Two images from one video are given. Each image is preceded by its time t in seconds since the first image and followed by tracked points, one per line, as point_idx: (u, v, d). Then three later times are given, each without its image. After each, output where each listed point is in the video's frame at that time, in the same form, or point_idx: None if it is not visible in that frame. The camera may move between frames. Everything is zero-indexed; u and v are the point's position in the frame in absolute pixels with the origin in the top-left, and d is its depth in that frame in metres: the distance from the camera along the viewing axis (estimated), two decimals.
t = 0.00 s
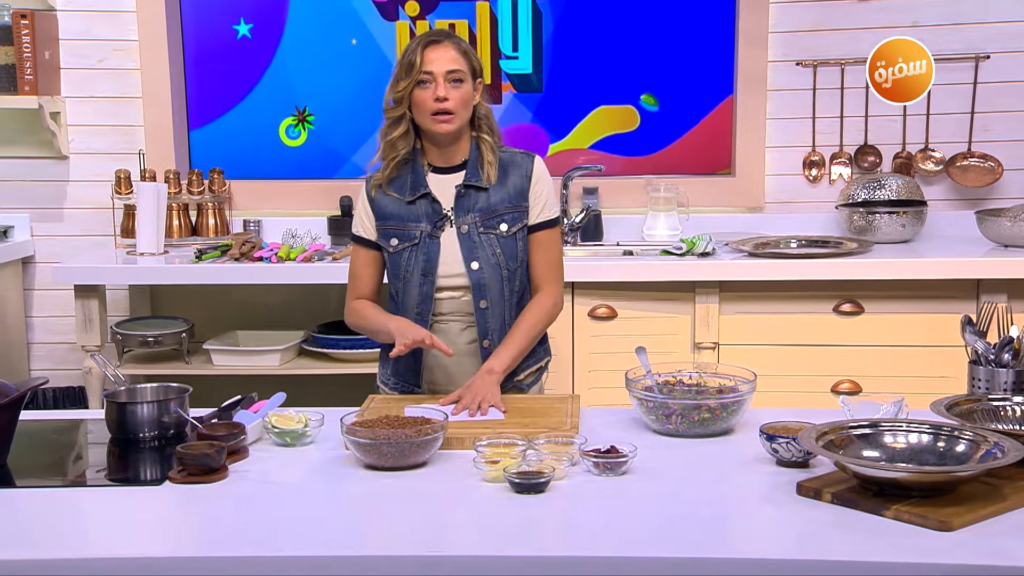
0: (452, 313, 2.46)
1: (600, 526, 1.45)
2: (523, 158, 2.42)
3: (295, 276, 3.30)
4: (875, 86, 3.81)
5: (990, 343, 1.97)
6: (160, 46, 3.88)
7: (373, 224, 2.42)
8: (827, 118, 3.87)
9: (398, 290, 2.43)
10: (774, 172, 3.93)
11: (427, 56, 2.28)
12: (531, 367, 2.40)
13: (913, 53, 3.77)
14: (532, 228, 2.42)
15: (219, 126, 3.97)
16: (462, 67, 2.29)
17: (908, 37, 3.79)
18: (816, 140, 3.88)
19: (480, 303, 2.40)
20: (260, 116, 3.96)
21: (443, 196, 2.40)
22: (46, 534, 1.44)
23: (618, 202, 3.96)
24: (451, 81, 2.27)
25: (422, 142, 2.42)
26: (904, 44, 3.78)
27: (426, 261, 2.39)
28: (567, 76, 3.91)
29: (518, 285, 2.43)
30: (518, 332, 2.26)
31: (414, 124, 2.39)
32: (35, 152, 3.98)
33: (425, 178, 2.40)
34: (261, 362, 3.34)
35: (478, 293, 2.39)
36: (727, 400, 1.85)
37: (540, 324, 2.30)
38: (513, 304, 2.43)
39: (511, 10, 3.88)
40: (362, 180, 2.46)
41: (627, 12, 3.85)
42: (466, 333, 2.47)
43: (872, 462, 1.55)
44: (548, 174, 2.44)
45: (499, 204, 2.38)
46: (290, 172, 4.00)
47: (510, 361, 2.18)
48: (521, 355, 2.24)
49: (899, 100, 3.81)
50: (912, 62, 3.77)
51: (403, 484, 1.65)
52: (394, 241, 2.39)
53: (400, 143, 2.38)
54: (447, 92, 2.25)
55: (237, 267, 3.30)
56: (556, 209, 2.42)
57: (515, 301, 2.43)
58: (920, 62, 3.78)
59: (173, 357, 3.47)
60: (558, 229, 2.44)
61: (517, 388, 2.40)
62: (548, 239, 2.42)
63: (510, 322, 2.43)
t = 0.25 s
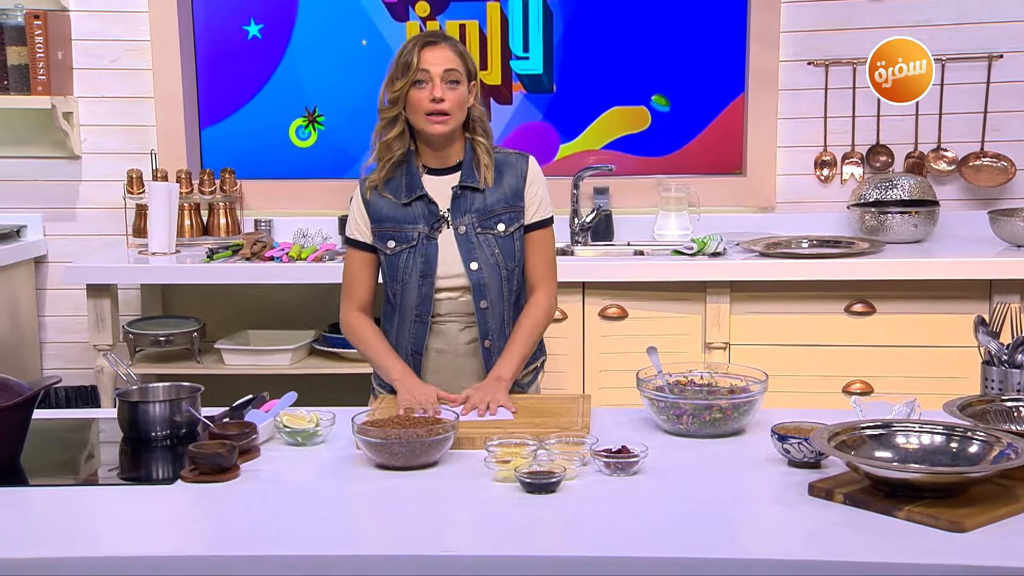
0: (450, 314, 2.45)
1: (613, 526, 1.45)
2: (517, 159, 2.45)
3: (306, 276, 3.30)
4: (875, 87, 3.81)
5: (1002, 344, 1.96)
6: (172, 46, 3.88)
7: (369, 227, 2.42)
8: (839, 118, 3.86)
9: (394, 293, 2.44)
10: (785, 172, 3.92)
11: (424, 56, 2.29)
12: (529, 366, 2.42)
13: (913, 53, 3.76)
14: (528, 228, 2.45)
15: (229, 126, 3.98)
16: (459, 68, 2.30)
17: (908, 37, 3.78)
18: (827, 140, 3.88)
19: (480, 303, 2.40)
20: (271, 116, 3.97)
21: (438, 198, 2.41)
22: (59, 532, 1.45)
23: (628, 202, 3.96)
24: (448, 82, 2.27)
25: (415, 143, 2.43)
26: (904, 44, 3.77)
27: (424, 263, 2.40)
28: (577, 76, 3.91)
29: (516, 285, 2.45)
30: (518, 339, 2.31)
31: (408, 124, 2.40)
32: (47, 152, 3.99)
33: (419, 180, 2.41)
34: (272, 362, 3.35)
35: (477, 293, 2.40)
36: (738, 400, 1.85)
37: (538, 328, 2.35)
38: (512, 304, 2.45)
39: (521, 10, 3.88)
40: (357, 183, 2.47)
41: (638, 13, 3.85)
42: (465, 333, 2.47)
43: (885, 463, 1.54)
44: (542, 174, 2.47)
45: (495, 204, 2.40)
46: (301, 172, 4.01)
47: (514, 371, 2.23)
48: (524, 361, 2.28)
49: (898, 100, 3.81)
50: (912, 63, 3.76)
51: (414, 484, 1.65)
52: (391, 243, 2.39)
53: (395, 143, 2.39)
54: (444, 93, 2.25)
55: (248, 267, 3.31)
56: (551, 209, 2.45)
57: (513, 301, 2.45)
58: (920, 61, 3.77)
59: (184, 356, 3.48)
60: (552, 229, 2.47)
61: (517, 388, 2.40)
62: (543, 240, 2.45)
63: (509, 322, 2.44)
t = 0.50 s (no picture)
0: (452, 312, 2.45)
1: (626, 526, 1.45)
2: (514, 157, 2.46)
3: (316, 276, 3.31)
4: (875, 87, 3.80)
5: (1016, 345, 1.96)
6: (183, 46, 3.89)
7: (369, 226, 2.42)
8: (850, 118, 3.85)
9: (396, 293, 2.43)
10: (796, 172, 3.91)
11: (427, 53, 2.29)
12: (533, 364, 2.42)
13: (912, 53, 3.75)
14: (527, 225, 2.45)
15: (239, 126, 3.99)
16: (461, 67, 2.30)
17: (908, 37, 3.77)
18: (838, 140, 3.87)
19: (483, 303, 2.40)
20: (281, 116, 3.97)
21: (438, 197, 2.41)
22: (73, 531, 1.45)
23: (638, 201, 3.95)
24: (451, 79, 2.28)
25: (414, 142, 2.43)
26: (903, 44, 3.77)
27: (425, 263, 2.40)
28: (586, 76, 3.90)
29: (517, 283, 2.45)
30: (522, 341, 2.32)
31: (408, 121, 2.40)
32: (59, 152, 4.01)
33: (419, 179, 2.40)
34: (283, 361, 3.36)
35: (479, 293, 2.40)
36: (750, 400, 1.85)
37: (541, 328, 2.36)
38: (514, 301, 2.45)
39: (532, 9, 3.88)
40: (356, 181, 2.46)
41: (649, 12, 3.85)
42: (467, 332, 2.46)
43: (897, 463, 1.54)
44: (540, 171, 2.47)
45: (494, 203, 2.41)
46: (311, 171, 4.01)
47: (524, 371, 2.24)
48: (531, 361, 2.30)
49: (898, 100, 3.80)
50: (912, 62, 3.76)
51: (425, 484, 1.65)
52: (391, 243, 2.39)
53: (396, 140, 2.38)
54: (447, 90, 2.26)
55: (259, 267, 3.31)
56: (549, 206, 2.46)
57: (516, 299, 2.45)
58: (919, 61, 3.76)
59: (195, 356, 3.49)
60: (551, 226, 2.47)
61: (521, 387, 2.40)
62: (542, 236, 2.46)
63: (513, 320, 2.44)
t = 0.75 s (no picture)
0: (455, 311, 2.46)
1: (638, 526, 1.45)
2: (517, 157, 2.45)
3: (326, 276, 3.31)
4: (875, 87, 3.79)
5: None
6: (193, 46, 3.90)
7: (374, 228, 2.42)
8: (860, 118, 3.85)
9: (401, 294, 2.43)
10: (806, 172, 3.91)
11: (430, 58, 2.29)
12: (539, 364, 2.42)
13: (912, 53, 3.74)
14: (529, 224, 2.44)
15: (249, 126, 4.00)
16: (464, 72, 2.31)
17: (908, 37, 3.77)
18: (848, 140, 3.86)
19: (484, 303, 2.41)
20: (290, 116, 3.98)
21: (441, 200, 2.42)
22: (85, 529, 1.46)
23: (648, 201, 3.95)
24: (452, 85, 2.29)
25: (419, 144, 2.44)
26: (903, 44, 3.76)
27: (428, 264, 2.40)
28: (596, 76, 3.90)
29: (521, 282, 2.45)
30: (530, 339, 2.32)
31: (412, 124, 2.41)
32: (70, 152, 4.02)
33: (422, 181, 2.41)
34: (292, 361, 3.36)
35: (481, 294, 2.41)
36: (760, 400, 1.84)
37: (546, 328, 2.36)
38: (518, 300, 2.45)
39: (542, 9, 3.89)
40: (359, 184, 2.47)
41: (660, 12, 3.84)
42: (469, 330, 2.46)
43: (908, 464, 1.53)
44: (542, 169, 2.46)
45: (496, 203, 2.41)
46: (321, 171, 4.02)
47: (532, 370, 2.24)
48: (538, 361, 2.30)
49: (899, 100, 3.79)
50: (912, 62, 3.74)
51: (435, 483, 1.65)
52: (395, 245, 2.40)
53: (400, 143, 2.39)
54: (449, 95, 2.27)
55: (269, 267, 3.32)
56: (552, 204, 2.45)
57: (519, 298, 2.45)
58: (919, 61, 3.75)
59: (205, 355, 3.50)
60: (555, 223, 2.46)
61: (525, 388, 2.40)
62: (545, 234, 2.44)
63: (517, 319, 2.45)
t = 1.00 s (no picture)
0: (462, 310, 2.47)
1: (648, 526, 1.44)
2: (526, 158, 2.45)
3: (334, 276, 3.32)
4: (875, 87, 3.79)
5: None
6: (203, 46, 3.91)
7: (384, 226, 2.43)
8: (869, 118, 3.84)
9: (409, 293, 2.45)
10: (815, 172, 3.90)
11: (439, 57, 2.29)
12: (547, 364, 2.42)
13: (913, 53, 3.74)
14: (538, 224, 2.43)
15: (258, 126, 4.00)
16: (473, 70, 2.30)
17: (908, 37, 3.76)
18: (858, 140, 3.85)
19: (490, 303, 2.42)
20: (298, 116, 3.99)
21: (450, 199, 2.42)
22: (96, 528, 1.46)
23: (656, 201, 3.95)
24: (461, 83, 2.28)
25: (429, 144, 2.44)
26: (903, 44, 3.76)
27: (435, 264, 2.41)
28: (605, 76, 3.90)
29: (528, 282, 2.46)
30: (540, 338, 2.32)
31: (421, 124, 2.41)
32: (80, 152, 4.03)
33: (432, 180, 2.41)
34: (301, 361, 3.37)
35: (487, 293, 2.42)
36: (769, 400, 1.84)
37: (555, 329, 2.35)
38: (525, 300, 2.46)
39: (551, 9, 3.88)
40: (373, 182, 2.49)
41: (672, 12, 3.84)
42: (475, 330, 2.48)
43: (918, 465, 1.53)
44: (551, 170, 2.45)
45: (504, 204, 2.40)
46: (330, 171, 4.03)
47: (541, 370, 2.23)
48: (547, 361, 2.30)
49: (893, 100, 3.79)
50: (912, 63, 3.74)
51: (444, 483, 1.65)
52: (404, 244, 2.41)
53: (408, 142, 2.39)
54: (457, 93, 2.27)
55: (277, 266, 3.32)
56: (561, 205, 2.43)
57: (526, 298, 2.46)
58: (919, 61, 3.75)
59: (214, 355, 3.51)
60: (564, 224, 2.45)
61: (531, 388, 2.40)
62: (555, 235, 2.43)
63: (524, 319, 2.46)
